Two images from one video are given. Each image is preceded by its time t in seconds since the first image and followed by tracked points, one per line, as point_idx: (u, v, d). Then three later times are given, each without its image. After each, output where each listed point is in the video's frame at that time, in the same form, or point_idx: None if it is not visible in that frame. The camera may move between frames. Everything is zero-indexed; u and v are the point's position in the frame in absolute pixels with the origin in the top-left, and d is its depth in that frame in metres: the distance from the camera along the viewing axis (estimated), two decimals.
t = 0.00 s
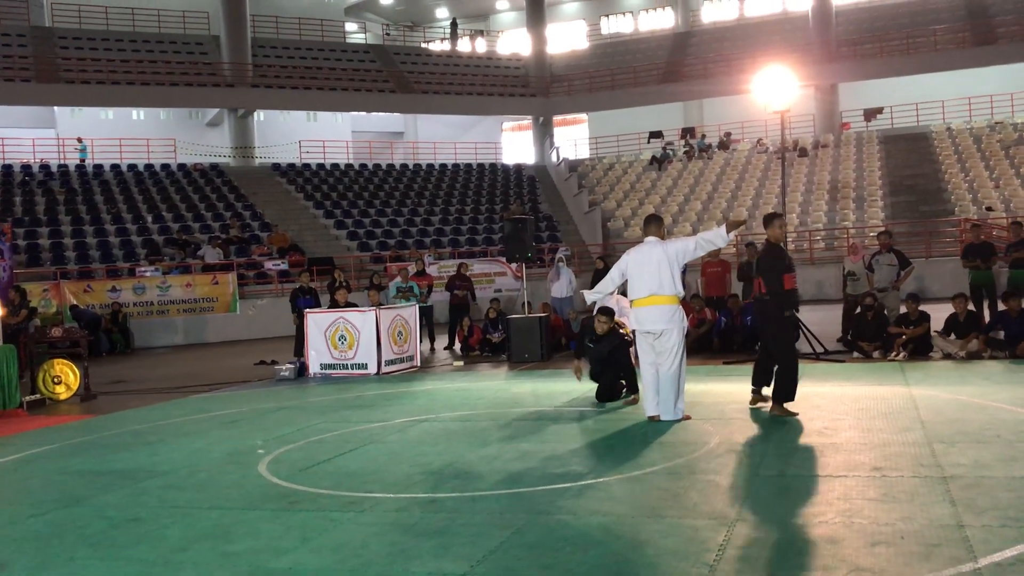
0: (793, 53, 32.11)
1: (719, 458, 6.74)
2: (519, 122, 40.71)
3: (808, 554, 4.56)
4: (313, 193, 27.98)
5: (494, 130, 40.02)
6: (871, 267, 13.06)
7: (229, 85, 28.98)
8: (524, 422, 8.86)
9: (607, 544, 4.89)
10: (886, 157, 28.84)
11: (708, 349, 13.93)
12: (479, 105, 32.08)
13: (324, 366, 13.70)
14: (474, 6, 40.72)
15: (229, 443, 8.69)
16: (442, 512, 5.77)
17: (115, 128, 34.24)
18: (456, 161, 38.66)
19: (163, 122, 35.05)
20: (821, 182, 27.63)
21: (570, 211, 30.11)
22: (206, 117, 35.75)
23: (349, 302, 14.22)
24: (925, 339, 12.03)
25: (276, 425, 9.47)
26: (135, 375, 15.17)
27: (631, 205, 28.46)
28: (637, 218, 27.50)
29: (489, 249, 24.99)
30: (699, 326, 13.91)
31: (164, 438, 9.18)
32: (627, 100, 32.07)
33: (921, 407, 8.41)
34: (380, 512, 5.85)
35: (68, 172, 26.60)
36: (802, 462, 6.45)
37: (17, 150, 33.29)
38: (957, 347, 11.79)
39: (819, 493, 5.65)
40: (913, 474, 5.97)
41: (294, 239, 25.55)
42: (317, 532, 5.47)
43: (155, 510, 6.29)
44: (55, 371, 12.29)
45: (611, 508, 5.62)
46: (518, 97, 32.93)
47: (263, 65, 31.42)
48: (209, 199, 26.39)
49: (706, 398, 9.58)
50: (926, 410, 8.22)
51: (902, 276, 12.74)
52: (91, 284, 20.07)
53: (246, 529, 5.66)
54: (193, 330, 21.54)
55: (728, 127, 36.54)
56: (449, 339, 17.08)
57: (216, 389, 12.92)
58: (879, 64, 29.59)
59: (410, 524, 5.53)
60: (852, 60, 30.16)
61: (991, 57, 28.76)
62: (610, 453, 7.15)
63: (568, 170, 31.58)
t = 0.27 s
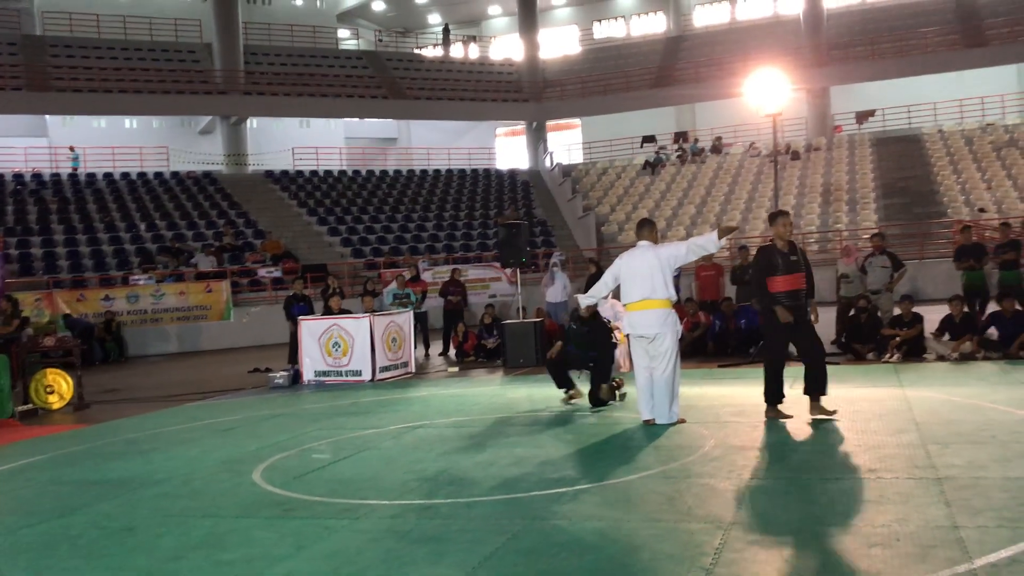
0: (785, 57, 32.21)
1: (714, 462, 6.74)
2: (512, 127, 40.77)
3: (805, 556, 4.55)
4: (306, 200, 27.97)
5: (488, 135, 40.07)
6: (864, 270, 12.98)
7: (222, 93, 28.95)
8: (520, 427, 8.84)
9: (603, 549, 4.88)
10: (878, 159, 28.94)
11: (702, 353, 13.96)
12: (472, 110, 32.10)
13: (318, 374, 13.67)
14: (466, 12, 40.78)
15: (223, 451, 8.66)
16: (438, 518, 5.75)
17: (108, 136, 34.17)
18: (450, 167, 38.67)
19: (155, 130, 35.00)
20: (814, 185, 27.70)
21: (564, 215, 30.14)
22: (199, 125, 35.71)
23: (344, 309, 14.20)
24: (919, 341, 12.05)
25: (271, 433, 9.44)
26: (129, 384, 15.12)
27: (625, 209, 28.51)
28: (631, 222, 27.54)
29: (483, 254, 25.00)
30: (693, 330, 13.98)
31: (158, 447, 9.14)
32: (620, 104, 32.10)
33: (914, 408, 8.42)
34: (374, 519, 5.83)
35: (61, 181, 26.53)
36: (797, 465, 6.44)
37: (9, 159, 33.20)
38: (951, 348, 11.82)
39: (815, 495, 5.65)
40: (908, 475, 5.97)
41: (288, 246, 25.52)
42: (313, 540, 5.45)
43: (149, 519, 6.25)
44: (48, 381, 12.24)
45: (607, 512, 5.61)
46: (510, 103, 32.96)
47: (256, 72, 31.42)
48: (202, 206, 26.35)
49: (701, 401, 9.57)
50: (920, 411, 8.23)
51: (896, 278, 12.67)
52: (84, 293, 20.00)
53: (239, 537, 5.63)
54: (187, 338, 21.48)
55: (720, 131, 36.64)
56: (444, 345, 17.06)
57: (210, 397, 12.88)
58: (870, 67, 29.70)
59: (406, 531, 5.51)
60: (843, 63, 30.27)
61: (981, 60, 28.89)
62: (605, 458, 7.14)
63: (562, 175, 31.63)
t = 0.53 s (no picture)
0: (785, 57, 32.20)
1: (718, 464, 6.73)
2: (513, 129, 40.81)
3: (809, 558, 4.55)
4: (308, 204, 28.00)
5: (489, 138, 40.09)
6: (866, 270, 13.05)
7: (223, 98, 28.98)
8: (524, 430, 8.84)
9: (608, 552, 4.89)
10: (880, 159, 28.91)
11: (704, 354, 13.98)
12: (473, 113, 32.09)
13: (322, 378, 13.68)
14: (466, 15, 40.82)
15: (227, 456, 8.66)
16: (442, 522, 5.76)
17: (109, 142, 34.24)
18: (451, 170, 38.69)
19: (157, 135, 35.07)
20: (816, 185, 27.67)
21: (565, 217, 30.15)
22: (201, 130, 35.77)
23: (346, 313, 14.22)
24: (921, 340, 12.05)
25: (275, 438, 9.45)
26: (132, 390, 15.14)
27: (627, 211, 28.51)
28: (632, 224, 27.54)
29: (485, 257, 25.00)
30: (696, 331, 14.03)
31: (162, 453, 9.16)
32: (620, 106, 32.08)
33: (918, 408, 8.41)
34: (379, 523, 5.83)
35: (63, 188, 26.58)
36: (801, 466, 6.44)
37: (11, 166, 33.26)
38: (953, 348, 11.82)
39: (819, 497, 5.65)
40: (912, 476, 5.96)
41: (290, 251, 25.54)
42: (318, 545, 5.46)
43: (154, 526, 6.27)
44: (52, 387, 12.26)
45: (611, 515, 5.61)
46: (511, 105, 32.97)
47: (256, 77, 31.47)
48: (204, 211, 26.38)
49: (704, 403, 9.57)
50: (924, 411, 8.22)
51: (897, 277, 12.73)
52: (87, 299, 20.04)
53: (245, 543, 5.64)
54: (190, 343, 21.52)
55: (722, 132, 36.64)
56: (447, 348, 17.07)
57: (214, 403, 12.90)
58: (871, 66, 29.68)
59: (410, 536, 5.51)
60: (843, 63, 30.25)
61: (982, 58, 28.86)
62: (609, 461, 7.14)
63: (563, 177, 31.65)
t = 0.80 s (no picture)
0: (803, 51, 31.99)
1: (737, 459, 6.71)
2: (528, 125, 40.80)
3: (831, 553, 4.53)
4: (325, 200, 28.09)
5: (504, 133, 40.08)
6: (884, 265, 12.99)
7: (240, 94, 29.08)
8: (542, 425, 8.84)
9: (628, 546, 4.88)
10: (899, 153, 28.68)
11: (722, 350, 13.94)
12: (489, 109, 32.08)
13: (339, 373, 13.73)
14: (481, 11, 40.80)
15: (247, 450, 8.71)
16: (461, 516, 5.76)
17: (127, 138, 34.48)
18: (466, 165, 38.70)
19: (174, 132, 35.29)
20: (834, 180, 27.48)
21: (581, 213, 30.12)
22: (218, 127, 35.95)
23: (363, 308, 14.26)
24: (941, 335, 11.97)
25: (294, 432, 9.50)
26: (151, 384, 15.25)
27: (643, 206, 28.43)
28: (648, 219, 27.47)
29: (501, 252, 25.01)
30: (713, 326, 13.95)
31: (182, 447, 9.22)
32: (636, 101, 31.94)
33: (939, 404, 8.35)
34: (398, 517, 5.85)
35: (82, 184, 26.78)
36: (821, 462, 6.40)
37: (30, 162, 33.55)
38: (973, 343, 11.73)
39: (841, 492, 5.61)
40: (934, 471, 5.92)
41: (307, 246, 25.64)
42: (337, 538, 5.48)
43: (176, 519, 6.31)
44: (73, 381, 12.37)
45: (630, 510, 5.60)
46: (527, 100, 32.93)
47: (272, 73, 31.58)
48: (221, 207, 26.53)
49: (723, 399, 9.53)
50: (945, 406, 8.16)
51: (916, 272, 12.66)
52: (106, 294, 20.20)
53: (265, 536, 5.67)
54: (208, 338, 21.65)
55: (738, 127, 36.46)
56: (463, 344, 17.09)
57: (233, 397, 12.98)
58: (889, 60, 29.44)
59: (430, 529, 5.53)
60: (861, 57, 30.02)
61: (1002, 51, 28.57)
62: (627, 455, 7.13)
63: (579, 173, 31.62)
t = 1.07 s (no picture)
0: (819, 42, 31.71)
1: (751, 452, 6.65)
2: (542, 116, 40.69)
3: (847, 547, 4.47)
4: (338, 191, 28.10)
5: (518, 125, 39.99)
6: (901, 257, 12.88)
7: (254, 85, 29.10)
8: (555, 417, 8.80)
9: (641, 539, 4.84)
10: (916, 145, 28.42)
11: (735, 342, 13.89)
12: (502, 100, 32.01)
13: (352, 363, 13.74)
14: (495, 2, 40.68)
15: (259, 440, 8.73)
16: (473, 507, 5.74)
17: (142, 130, 34.60)
18: (480, 157, 38.65)
19: (188, 123, 35.40)
20: (849, 172, 27.26)
21: (595, 205, 30.01)
22: (231, 117, 36.02)
23: (376, 299, 14.25)
24: (958, 329, 11.85)
25: (306, 423, 9.50)
26: (164, 374, 15.31)
27: (656, 198, 28.31)
28: (662, 211, 27.35)
29: (514, 244, 24.96)
30: (727, 319, 13.93)
31: (195, 436, 9.24)
32: (650, 92, 31.76)
33: (956, 397, 8.26)
34: (409, 508, 5.83)
35: (97, 175, 26.89)
36: (836, 455, 6.34)
37: (46, 153, 33.72)
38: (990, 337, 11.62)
39: (854, 486, 5.55)
40: (951, 465, 5.85)
41: (320, 237, 25.68)
42: (349, 529, 5.46)
43: (188, 508, 6.31)
44: (86, 371, 12.42)
45: (642, 503, 5.56)
46: (540, 92, 32.82)
47: (286, 64, 31.60)
48: (234, 198, 26.58)
49: (737, 392, 9.47)
50: (962, 400, 8.06)
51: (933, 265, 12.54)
52: (120, 284, 20.29)
53: (276, 526, 5.67)
54: (221, 329, 21.72)
55: (753, 119, 36.23)
56: (475, 335, 17.07)
57: (245, 387, 13.02)
58: (907, 51, 29.15)
59: (441, 520, 5.50)
60: (878, 49, 29.74)
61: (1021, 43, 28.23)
62: (640, 447, 7.08)
63: (593, 164, 31.51)
